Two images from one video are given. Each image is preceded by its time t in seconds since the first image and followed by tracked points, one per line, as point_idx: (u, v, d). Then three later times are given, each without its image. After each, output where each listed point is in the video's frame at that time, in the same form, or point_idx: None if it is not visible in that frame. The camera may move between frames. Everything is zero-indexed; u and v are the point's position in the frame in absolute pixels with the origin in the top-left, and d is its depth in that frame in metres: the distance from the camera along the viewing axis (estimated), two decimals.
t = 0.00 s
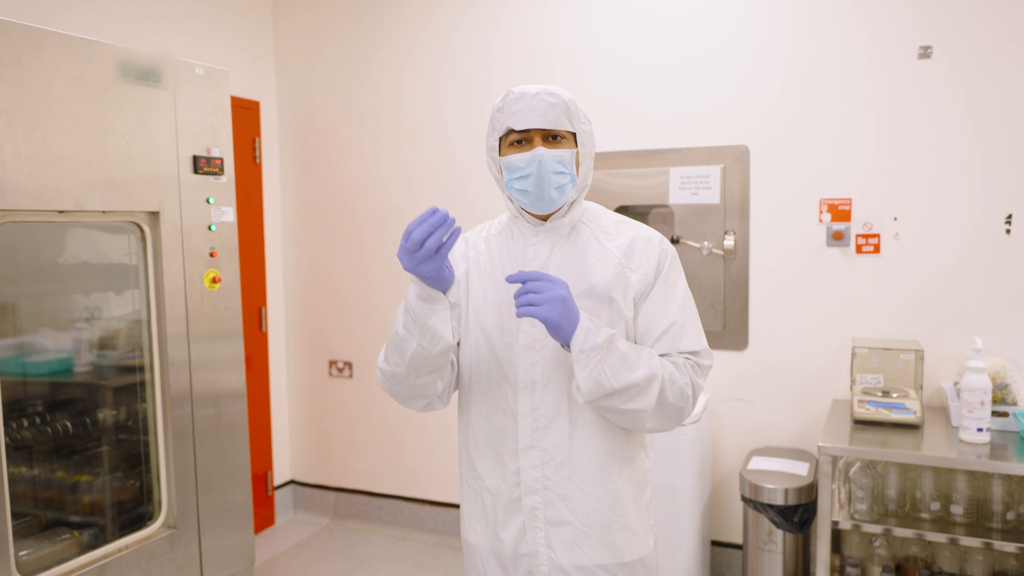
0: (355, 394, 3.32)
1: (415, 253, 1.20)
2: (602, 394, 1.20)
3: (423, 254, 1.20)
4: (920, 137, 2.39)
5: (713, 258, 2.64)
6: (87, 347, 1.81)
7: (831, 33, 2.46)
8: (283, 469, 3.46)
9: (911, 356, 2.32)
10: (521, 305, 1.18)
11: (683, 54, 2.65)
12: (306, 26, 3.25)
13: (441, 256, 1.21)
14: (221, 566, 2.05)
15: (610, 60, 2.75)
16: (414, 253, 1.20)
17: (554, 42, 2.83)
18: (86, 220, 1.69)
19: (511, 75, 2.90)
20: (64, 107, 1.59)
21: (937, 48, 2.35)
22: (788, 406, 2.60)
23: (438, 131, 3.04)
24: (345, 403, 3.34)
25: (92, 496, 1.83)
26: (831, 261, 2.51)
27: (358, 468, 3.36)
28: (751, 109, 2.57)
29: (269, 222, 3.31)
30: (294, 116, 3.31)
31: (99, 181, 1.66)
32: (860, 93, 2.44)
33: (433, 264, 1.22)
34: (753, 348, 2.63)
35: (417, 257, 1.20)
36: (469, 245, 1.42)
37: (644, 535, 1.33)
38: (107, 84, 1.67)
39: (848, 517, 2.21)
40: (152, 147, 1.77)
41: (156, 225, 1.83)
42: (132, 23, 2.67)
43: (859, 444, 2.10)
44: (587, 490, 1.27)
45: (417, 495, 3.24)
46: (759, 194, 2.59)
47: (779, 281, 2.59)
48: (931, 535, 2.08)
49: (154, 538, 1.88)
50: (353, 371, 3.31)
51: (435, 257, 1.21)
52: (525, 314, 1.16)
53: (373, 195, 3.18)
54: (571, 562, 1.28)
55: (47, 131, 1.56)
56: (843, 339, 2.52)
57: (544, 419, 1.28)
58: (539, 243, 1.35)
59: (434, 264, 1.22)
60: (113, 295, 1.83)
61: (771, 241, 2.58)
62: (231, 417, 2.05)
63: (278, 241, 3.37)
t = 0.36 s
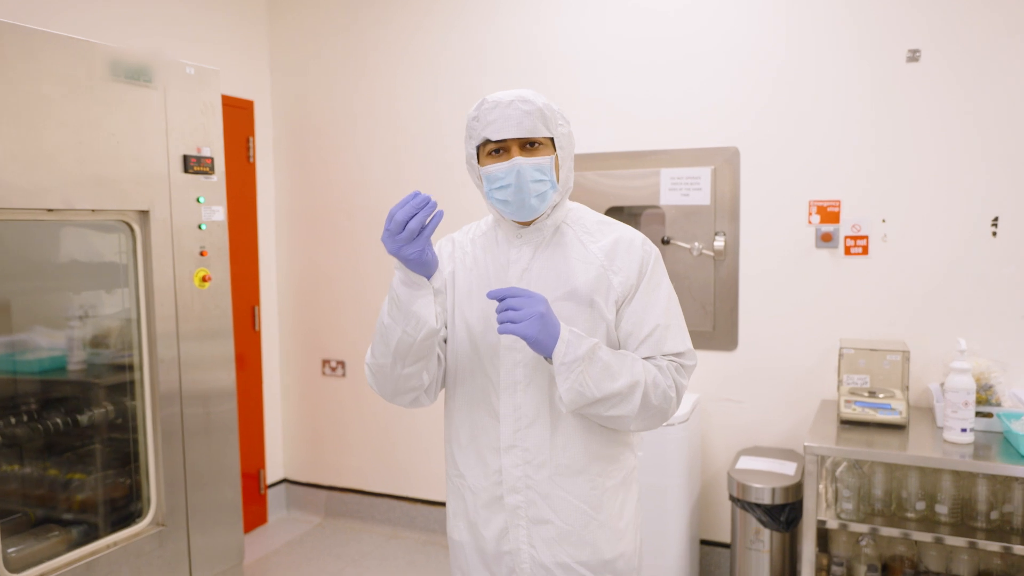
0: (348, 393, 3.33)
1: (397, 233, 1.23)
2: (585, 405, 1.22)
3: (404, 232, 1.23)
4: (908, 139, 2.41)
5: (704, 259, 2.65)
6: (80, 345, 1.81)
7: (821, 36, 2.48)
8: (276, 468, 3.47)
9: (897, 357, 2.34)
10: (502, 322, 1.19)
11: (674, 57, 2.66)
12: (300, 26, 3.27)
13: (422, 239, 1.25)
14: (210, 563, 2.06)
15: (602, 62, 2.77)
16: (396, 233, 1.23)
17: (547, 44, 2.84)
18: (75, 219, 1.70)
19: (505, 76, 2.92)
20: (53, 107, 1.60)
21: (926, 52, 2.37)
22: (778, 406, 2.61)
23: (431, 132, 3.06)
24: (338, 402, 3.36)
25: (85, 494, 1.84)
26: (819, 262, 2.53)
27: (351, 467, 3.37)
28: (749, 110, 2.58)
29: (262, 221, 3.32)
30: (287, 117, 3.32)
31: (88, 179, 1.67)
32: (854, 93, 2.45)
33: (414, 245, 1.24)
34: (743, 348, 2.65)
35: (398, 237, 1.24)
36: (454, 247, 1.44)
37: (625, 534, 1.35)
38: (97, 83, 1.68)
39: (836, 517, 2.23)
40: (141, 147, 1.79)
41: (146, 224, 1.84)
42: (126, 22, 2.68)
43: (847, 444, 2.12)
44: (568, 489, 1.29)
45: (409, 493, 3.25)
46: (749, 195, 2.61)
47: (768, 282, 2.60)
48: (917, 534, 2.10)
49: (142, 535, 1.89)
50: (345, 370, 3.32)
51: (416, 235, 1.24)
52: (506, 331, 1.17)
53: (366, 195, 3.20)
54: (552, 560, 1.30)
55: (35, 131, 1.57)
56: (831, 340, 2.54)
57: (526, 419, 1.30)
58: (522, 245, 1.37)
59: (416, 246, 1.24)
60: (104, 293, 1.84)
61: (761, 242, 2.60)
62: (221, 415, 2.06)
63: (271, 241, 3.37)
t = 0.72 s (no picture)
0: (341, 389, 3.34)
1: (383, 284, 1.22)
2: (576, 407, 1.22)
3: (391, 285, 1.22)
4: (900, 143, 2.43)
5: (696, 259, 2.67)
6: (73, 338, 1.82)
7: (815, 40, 2.49)
8: (268, 463, 3.47)
9: (887, 359, 2.36)
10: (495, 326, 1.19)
11: (669, 58, 2.68)
12: (297, 22, 3.27)
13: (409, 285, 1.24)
14: (200, 557, 2.07)
15: (598, 62, 2.78)
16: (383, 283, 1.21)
17: (544, 44, 2.86)
18: (68, 212, 1.70)
19: (501, 74, 2.93)
20: (47, 99, 1.61)
21: (918, 57, 2.39)
22: (767, 407, 2.63)
23: (427, 130, 3.06)
24: (331, 398, 3.36)
25: (76, 487, 1.84)
26: (811, 264, 2.55)
27: (343, 463, 3.37)
28: (749, 109, 2.59)
29: (257, 217, 3.33)
30: (283, 113, 3.32)
31: (82, 173, 1.68)
32: (857, 90, 2.46)
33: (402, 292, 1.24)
34: (735, 349, 2.66)
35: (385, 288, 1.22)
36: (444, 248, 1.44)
37: (615, 531, 1.36)
38: (92, 76, 1.69)
39: (823, 517, 2.24)
40: (135, 141, 1.79)
41: (139, 217, 1.84)
42: (122, 16, 2.68)
43: (835, 445, 2.13)
44: (559, 488, 1.30)
45: (401, 490, 3.26)
46: (742, 196, 2.62)
47: (760, 284, 2.62)
48: (904, 535, 2.11)
49: (132, 528, 1.89)
50: (339, 366, 3.32)
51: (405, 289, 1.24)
52: (498, 336, 1.18)
53: (362, 192, 3.21)
54: (543, 557, 1.31)
55: (29, 123, 1.57)
56: (822, 341, 2.55)
57: (517, 419, 1.31)
58: (512, 246, 1.38)
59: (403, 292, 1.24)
60: (97, 287, 1.84)
61: (753, 244, 2.61)
62: (213, 410, 2.07)
63: (266, 236, 3.38)
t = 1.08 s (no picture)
0: (339, 379, 3.34)
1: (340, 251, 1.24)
2: (563, 395, 1.22)
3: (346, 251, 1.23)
4: (901, 138, 2.42)
5: (695, 252, 2.66)
6: (70, 325, 1.81)
7: (818, 33, 2.48)
8: (266, 451, 3.48)
9: (884, 353, 2.35)
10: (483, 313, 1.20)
11: (671, 50, 2.66)
12: (297, 10, 3.25)
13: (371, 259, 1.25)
14: (197, 545, 2.07)
15: (598, 53, 2.77)
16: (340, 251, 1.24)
17: (544, 34, 2.84)
18: (66, 199, 1.69)
19: (501, 64, 2.92)
20: (46, 85, 1.60)
21: (921, 50, 2.38)
22: (765, 399, 2.64)
23: (427, 120, 3.05)
24: (329, 387, 3.36)
25: (74, 474, 1.85)
26: (810, 258, 2.54)
27: (340, 452, 3.38)
28: (749, 105, 2.58)
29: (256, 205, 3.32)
30: (283, 101, 3.31)
31: (80, 159, 1.67)
32: (855, 86, 2.45)
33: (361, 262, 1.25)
34: (733, 341, 2.66)
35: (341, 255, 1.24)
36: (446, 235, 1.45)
37: (609, 524, 1.36)
38: (90, 62, 1.68)
39: (819, 510, 2.25)
40: (133, 127, 1.78)
41: (138, 205, 1.83)
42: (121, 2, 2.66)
43: (832, 438, 2.13)
44: (551, 478, 1.30)
45: (398, 479, 3.27)
46: (742, 189, 2.61)
47: (759, 277, 2.61)
48: (899, 529, 2.12)
49: (130, 515, 1.90)
50: (337, 356, 3.32)
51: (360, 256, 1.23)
52: (485, 322, 1.18)
53: (361, 182, 3.20)
54: (535, 547, 1.31)
55: (27, 109, 1.57)
56: (820, 335, 2.55)
57: (509, 407, 1.31)
58: (511, 235, 1.38)
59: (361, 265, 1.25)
60: (96, 274, 1.84)
61: (753, 237, 2.61)
62: (211, 398, 2.07)
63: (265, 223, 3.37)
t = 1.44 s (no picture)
0: (341, 384, 3.33)
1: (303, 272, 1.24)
2: (558, 404, 1.22)
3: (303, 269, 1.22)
4: (902, 139, 2.42)
5: (699, 258, 2.65)
6: (73, 329, 1.81)
7: (822, 38, 2.48)
8: (268, 456, 3.46)
9: (891, 361, 2.34)
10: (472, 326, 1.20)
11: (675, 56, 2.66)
12: (301, 15, 3.26)
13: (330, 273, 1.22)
14: (200, 550, 2.06)
15: (602, 59, 2.76)
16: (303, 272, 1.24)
17: (548, 40, 2.84)
18: (71, 202, 1.69)
19: (505, 69, 2.91)
20: (52, 88, 1.59)
21: (927, 57, 2.37)
22: (769, 406, 2.62)
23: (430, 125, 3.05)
24: (331, 393, 3.36)
25: (76, 478, 1.84)
26: (815, 265, 2.53)
27: (342, 458, 3.37)
28: (753, 109, 2.57)
29: (260, 210, 3.31)
30: (288, 103, 3.31)
31: (86, 163, 1.67)
32: (856, 87, 2.45)
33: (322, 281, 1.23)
34: (737, 348, 2.65)
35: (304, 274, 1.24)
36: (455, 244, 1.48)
37: (612, 535, 1.34)
38: (96, 66, 1.68)
39: (825, 518, 2.24)
40: (138, 131, 1.78)
41: (142, 209, 1.83)
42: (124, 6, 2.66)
43: (837, 446, 2.12)
44: (551, 487, 1.29)
45: (400, 486, 3.26)
46: (746, 195, 2.60)
47: (764, 282, 2.60)
48: (906, 538, 2.11)
49: (132, 520, 1.89)
50: (339, 361, 3.31)
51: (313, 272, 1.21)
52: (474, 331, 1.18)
53: (364, 186, 3.19)
54: (535, 557, 1.30)
55: (33, 112, 1.56)
56: (825, 342, 2.54)
57: (508, 414, 1.31)
58: (514, 242, 1.38)
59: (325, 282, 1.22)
60: (99, 277, 1.83)
61: (758, 243, 2.60)
62: (214, 402, 2.06)
63: (268, 227, 3.37)
